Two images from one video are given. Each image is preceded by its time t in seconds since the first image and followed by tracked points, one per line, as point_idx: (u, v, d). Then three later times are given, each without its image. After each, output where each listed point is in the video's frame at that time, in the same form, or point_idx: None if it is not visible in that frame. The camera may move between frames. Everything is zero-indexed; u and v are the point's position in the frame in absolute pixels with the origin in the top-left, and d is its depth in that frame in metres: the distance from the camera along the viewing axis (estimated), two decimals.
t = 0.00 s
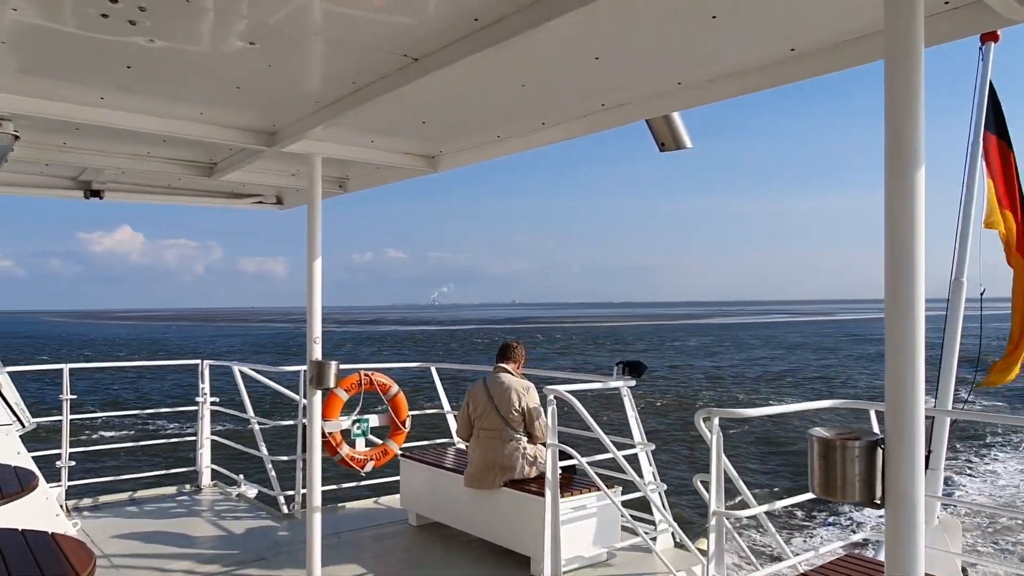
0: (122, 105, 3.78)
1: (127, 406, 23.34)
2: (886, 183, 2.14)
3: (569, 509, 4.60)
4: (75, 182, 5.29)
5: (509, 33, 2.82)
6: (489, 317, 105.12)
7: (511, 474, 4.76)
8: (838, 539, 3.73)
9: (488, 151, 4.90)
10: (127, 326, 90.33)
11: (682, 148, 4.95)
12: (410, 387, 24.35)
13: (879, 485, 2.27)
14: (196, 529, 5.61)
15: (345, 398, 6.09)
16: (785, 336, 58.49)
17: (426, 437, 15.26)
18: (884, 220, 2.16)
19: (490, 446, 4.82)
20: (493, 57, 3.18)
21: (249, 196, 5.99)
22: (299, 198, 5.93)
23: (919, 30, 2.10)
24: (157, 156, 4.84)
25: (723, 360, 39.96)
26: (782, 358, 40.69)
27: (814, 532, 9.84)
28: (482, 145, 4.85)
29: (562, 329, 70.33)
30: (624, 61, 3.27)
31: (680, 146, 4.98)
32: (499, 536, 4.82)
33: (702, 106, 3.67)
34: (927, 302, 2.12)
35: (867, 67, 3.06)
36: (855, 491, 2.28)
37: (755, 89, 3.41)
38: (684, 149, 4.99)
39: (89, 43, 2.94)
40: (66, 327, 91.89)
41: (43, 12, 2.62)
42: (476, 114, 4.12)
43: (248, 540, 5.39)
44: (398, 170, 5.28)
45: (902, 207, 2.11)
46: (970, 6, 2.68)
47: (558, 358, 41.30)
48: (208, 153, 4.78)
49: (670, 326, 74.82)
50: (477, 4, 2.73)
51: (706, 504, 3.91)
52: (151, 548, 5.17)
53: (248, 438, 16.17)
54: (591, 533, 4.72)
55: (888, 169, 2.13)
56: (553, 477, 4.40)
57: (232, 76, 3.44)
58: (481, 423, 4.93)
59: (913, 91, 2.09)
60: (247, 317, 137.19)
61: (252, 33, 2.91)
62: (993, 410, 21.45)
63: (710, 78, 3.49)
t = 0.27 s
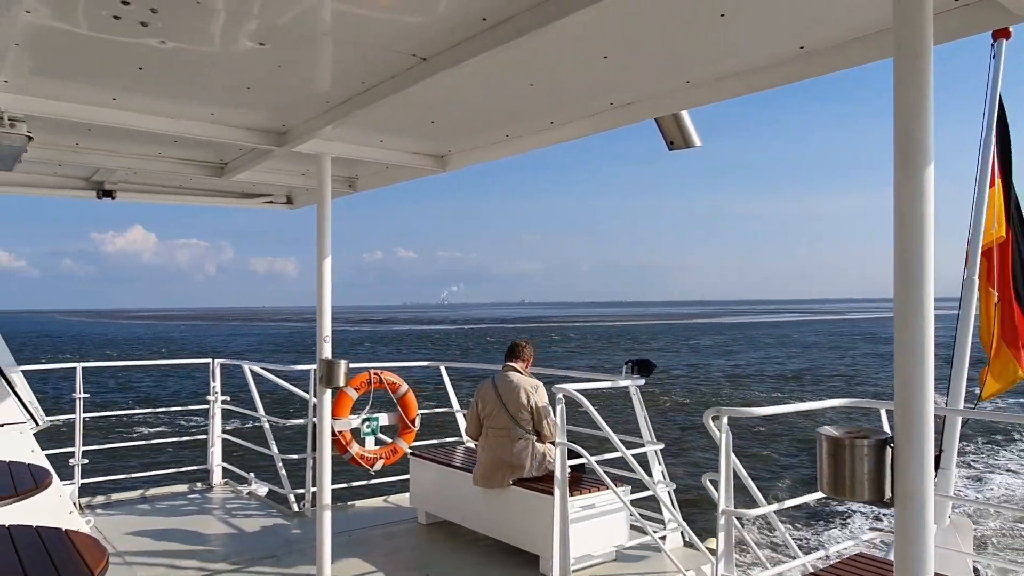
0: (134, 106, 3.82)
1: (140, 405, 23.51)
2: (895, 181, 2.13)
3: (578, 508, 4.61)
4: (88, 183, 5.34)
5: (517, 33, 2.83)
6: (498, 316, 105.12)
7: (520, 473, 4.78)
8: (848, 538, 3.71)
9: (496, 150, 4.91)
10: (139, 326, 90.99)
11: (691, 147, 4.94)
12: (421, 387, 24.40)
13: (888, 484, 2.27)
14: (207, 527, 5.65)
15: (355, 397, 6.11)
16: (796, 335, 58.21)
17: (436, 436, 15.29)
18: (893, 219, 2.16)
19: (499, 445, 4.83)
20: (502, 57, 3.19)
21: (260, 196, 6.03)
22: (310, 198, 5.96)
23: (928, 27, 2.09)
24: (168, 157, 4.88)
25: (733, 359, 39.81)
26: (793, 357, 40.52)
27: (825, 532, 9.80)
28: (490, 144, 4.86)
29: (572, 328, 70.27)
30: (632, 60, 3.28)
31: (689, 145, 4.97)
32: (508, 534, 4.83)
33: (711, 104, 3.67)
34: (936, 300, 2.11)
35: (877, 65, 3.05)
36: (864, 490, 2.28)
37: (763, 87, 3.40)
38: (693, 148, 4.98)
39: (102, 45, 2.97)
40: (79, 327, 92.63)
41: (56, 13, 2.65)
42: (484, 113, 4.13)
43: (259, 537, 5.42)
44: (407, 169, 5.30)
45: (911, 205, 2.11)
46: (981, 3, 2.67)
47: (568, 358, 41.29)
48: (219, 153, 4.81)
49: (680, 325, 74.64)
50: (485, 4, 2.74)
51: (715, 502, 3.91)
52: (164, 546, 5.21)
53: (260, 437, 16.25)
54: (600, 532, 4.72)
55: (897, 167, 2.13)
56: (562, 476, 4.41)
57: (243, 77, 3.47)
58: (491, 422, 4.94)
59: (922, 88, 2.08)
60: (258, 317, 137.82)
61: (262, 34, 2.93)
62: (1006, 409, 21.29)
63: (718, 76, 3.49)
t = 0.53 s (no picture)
0: (144, 107, 3.85)
1: (151, 404, 23.64)
2: (902, 179, 2.13)
3: (585, 507, 4.61)
4: (99, 183, 5.38)
5: (524, 32, 2.83)
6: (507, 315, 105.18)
7: (528, 472, 4.79)
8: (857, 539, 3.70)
9: (504, 149, 4.92)
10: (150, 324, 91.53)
11: (699, 146, 4.93)
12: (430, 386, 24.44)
13: (896, 484, 2.27)
14: (217, 525, 5.68)
15: (363, 396, 6.14)
16: (805, 335, 57.98)
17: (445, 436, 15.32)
18: (900, 217, 2.16)
19: (508, 444, 4.84)
20: (510, 56, 3.19)
21: (269, 196, 6.06)
22: (318, 198, 5.99)
23: (936, 25, 2.09)
24: (178, 157, 4.91)
25: (741, 358, 39.72)
26: (803, 357, 40.35)
27: (833, 532, 9.78)
28: (498, 144, 4.88)
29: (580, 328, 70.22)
30: (639, 59, 3.28)
31: (697, 144, 4.96)
32: (516, 533, 4.84)
33: (719, 102, 3.67)
34: (944, 298, 2.11)
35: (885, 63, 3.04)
36: (872, 491, 2.28)
37: (772, 85, 3.40)
38: (701, 147, 4.97)
39: (113, 46, 3.00)
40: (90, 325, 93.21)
41: (68, 14, 2.67)
42: (492, 113, 4.14)
43: (269, 536, 5.45)
44: (415, 169, 5.32)
45: (918, 203, 2.11)
46: None
47: (576, 357, 41.26)
48: (228, 154, 4.84)
49: (688, 325, 74.45)
50: (493, 4, 2.75)
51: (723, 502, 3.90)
52: (174, 544, 5.25)
53: (269, 436, 16.31)
54: (607, 531, 4.72)
55: (904, 165, 2.12)
56: (570, 475, 4.42)
57: (252, 77, 3.49)
58: (499, 421, 4.95)
59: (930, 85, 2.08)
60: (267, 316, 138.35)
61: (272, 35, 2.95)
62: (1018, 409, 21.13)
63: (727, 75, 3.49)
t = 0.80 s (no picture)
0: (148, 106, 3.85)
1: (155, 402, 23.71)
2: (906, 177, 2.13)
3: (588, 506, 4.61)
4: (103, 182, 5.41)
5: (526, 32, 2.84)
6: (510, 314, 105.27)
7: (531, 470, 4.79)
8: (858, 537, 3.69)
9: (507, 148, 4.93)
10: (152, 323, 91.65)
11: (703, 145, 4.92)
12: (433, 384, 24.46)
13: (898, 483, 2.27)
14: (220, 523, 5.70)
15: (366, 395, 6.14)
16: (809, 334, 57.85)
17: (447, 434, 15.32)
18: (902, 216, 2.16)
19: (511, 442, 4.85)
20: (512, 55, 3.20)
21: (272, 195, 6.07)
22: (322, 197, 6.00)
23: (939, 23, 2.08)
24: (183, 156, 4.93)
25: (745, 357, 39.69)
26: (807, 356, 40.27)
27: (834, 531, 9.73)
28: (501, 142, 4.88)
29: (583, 327, 70.21)
30: (642, 58, 3.29)
31: (700, 143, 4.95)
32: (519, 532, 4.85)
33: (722, 101, 3.66)
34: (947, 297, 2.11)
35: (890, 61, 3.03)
36: (874, 489, 2.28)
37: (776, 85, 3.39)
38: (705, 146, 4.95)
39: (118, 45, 3.01)
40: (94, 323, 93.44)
41: (72, 14, 2.69)
42: (495, 111, 4.14)
43: (272, 533, 5.47)
44: (419, 168, 5.33)
45: (921, 201, 2.11)
46: None
47: (580, 356, 41.24)
48: (231, 152, 4.86)
49: (691, 324, 74.47)
50: (495, 3, 2.75)
51: (725, 501, 3.90)
52: (178, 541, 5.27)
53: (273, 434, 16.34)
54: (610, 530, 4.72)
55: (907, 163, 2.12)
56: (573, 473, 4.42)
57: (255, 76, 3.49)
58: (502, 419, 4.96)
59: (933, 84, 2.08)
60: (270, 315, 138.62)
61: (275, 34, 2.96)
62: None
63: (730, 73, 3.48)
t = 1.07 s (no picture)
0: (150, 105, 3.86)
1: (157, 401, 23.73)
2: (906, 176, 2.13)
3: (589, 504, 4.62)
4: (105, 181, 5.42)
5: (527, 30, 2.84)
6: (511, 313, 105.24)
7: (532, 468, 4.80)
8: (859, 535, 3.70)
9: (508, 147, 4.93)
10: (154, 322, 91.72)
11: (703, 143, 4.92)
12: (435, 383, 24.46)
13: (897, 481, 2.27)
14: (222, 521, 5.71)
15: (368, 393, 6.15)
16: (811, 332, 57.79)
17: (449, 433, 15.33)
18: (902, 216, 2.16)
19: (512, 441, 4.86)
20: (512, 54, 3.20)
21: (274, 194, 6.08)
22: (323, 195, 6.01)
23: (939, 22, 2.09)
24: (184, 156, 4.94)
25: (747, 356, 39.65)
26: (809, 355, 40.22)
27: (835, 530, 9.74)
28: (502, 141, 4.89)
29: (585, 325, 70.15)
30: (642, 57, 3.29)
31: (701, 142, 4.95)
32: (520, 530, 4.86)
33: (723, 100, 3.66)
34: (947, 296, 2.11)
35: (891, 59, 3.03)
36: (873, 487, 2.28)
37: (776, 83, 3.39)
38: (705, 145, 4.95)
39: (119, 45, 3.02)
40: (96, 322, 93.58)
41: (74, 14, 2.69)
42: (496, 110, 4.15)
43: (273, 531, 5.48)
44: (420, 167, 5.34)
45: (921, 200, 2.11)
46: None
47: (582, 355, 41.22)
48: (233, 152, 4.87)
49: (693, 322, 74.42)
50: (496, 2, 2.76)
51: (725, 499, 3.90)
52: (180, 540, 5.28)
53: (274, 433, 16.35)
54: (611, 528, 4.73)
55: (907, 163, 2.12)
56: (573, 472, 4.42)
57: (256, 76, 3.50)
58: (503, 418, 4.97)
59: (933, 83, 2.08)
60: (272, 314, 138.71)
61: (276, 34, 2.97)
62: None
63: (731, 71, 3.48)
